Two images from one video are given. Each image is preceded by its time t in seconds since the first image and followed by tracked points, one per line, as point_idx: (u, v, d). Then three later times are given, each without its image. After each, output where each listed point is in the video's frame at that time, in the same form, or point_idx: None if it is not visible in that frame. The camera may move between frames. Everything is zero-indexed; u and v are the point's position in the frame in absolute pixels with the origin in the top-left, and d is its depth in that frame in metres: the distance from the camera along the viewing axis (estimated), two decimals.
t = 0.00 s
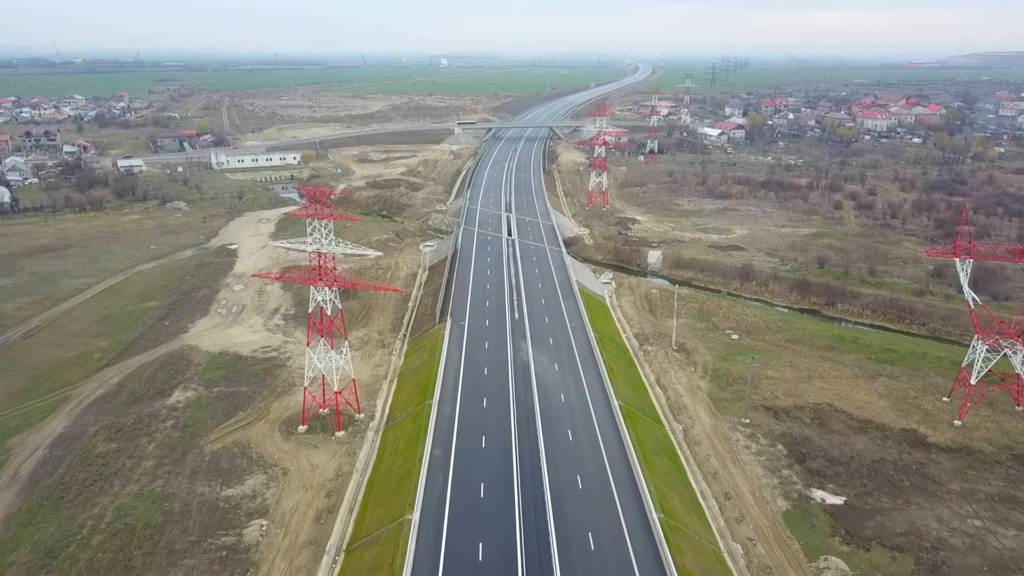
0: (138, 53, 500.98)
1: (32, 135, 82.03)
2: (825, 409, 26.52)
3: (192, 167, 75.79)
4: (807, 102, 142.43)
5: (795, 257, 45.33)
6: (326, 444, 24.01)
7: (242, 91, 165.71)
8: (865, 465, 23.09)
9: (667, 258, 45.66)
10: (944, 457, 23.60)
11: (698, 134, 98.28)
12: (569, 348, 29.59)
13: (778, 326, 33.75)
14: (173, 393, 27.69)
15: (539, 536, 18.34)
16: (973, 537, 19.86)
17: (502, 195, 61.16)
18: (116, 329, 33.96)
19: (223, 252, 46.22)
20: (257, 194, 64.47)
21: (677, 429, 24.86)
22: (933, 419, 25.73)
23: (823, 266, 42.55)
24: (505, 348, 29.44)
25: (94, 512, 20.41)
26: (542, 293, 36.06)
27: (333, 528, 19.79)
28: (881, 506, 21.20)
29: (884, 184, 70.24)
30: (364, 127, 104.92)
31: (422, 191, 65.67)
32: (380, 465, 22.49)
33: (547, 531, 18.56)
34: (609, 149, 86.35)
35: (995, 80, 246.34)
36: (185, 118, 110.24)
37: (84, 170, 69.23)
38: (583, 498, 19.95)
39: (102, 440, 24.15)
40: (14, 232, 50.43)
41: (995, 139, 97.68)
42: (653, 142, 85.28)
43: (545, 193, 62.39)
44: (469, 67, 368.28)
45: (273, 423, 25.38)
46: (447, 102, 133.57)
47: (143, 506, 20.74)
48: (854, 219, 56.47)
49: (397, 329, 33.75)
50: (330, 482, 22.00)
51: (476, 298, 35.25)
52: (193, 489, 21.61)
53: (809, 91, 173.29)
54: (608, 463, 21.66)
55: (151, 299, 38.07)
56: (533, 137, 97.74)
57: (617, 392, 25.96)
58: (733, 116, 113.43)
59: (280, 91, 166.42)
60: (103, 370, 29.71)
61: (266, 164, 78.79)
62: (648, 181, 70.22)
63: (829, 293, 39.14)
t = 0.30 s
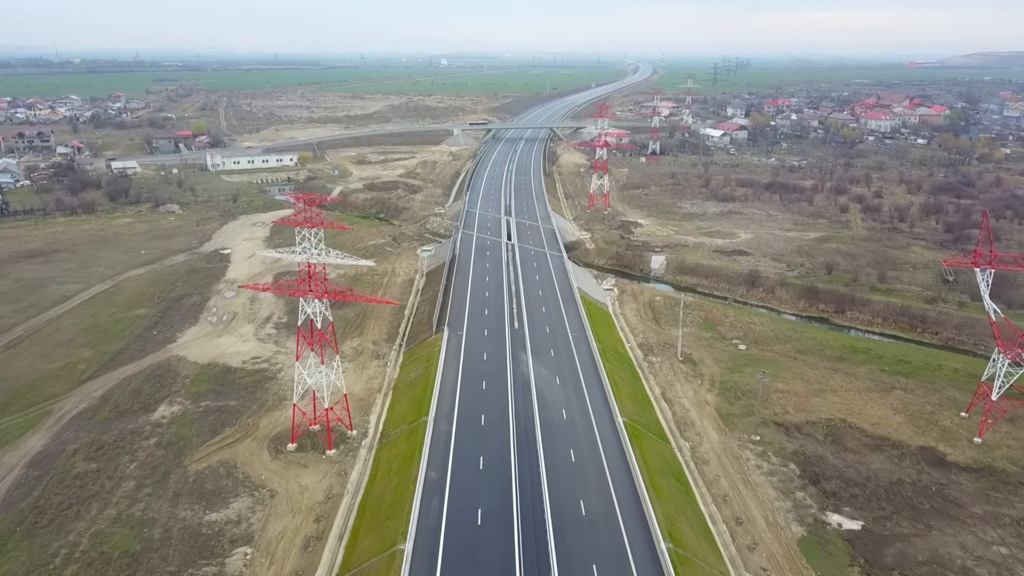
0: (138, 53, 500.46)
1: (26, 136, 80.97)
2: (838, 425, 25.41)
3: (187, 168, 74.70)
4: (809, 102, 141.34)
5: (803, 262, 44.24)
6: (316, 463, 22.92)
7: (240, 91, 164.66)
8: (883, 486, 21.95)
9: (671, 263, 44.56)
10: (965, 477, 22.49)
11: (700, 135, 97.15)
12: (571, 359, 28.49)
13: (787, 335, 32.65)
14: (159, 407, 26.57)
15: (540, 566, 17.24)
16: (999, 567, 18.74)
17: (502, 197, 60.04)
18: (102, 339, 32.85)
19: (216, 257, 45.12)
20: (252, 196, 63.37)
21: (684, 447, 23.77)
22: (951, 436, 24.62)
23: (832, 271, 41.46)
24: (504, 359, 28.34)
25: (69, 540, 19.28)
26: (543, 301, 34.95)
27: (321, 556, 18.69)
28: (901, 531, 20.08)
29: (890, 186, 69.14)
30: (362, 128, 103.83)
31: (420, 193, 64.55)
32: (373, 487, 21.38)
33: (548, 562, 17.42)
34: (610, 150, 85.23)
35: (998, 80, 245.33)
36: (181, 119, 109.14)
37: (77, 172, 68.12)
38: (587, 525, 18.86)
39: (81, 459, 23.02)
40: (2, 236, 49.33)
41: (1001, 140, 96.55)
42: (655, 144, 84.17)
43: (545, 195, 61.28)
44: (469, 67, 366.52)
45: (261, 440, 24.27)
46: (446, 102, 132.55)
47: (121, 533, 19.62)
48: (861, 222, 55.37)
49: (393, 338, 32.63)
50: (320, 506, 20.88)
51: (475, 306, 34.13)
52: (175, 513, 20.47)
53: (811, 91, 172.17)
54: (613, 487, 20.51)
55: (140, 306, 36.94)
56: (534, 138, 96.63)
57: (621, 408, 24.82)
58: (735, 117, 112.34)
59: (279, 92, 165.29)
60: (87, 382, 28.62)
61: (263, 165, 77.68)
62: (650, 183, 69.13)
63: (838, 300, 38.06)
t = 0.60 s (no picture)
0: (137, 53, 499.46)
1: (19, 137, 79.78)
2: (852, 442, 24.31)
3: (182, 170, 73.54)
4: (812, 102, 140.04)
5: (810, 267, 43.13)
6: (305, 484, 21.82)
7: (238, 91, 163.48)
8: (902, 510, 20.82)
9: (675, 268, 43.45)
10: (988, 500, 21.37)
11: (702, 136, 96.04)
12: (573, 372, 27.38)
13: (796, 345, 31.53)
14: (142, 423, 25.47)
15: None
16: None
17: (501, 200, 58.90)
18: (86, 349, 31.71)
19: (208, 262, 43.98)
20: (247, 198, 62.24)
21: (692, 467, 22.66)
22: (971, 455, 23.50)
23: (840, 278, 40.35)
24: (503, 372, 27.23)
25: (39, 571, 18.15)
26: (543, 309, 33.85)
27: None
28: (923, 560, 18.96)
29: (896, 189, 68.02)
30: (360, 129, 102.68)
31: (418, 196, 63.44)
32: (364, 511, 20.27)
33: None
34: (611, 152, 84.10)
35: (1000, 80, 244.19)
36: (178, 119, 107.94)
37: (69, 174, 66.95)
38: (592, 555, 17.75)
39: (58, 480, 21.91)
40: None
41: (1007, 141, 95.39)
42: (657, 145, 83.03)
43: (546, 198, 60.15)
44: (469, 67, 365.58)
45: (249, 459, 23.17)
46: (446, 103, 131.41)
47: (95, 562, 18.51)
48: (868, 226, 54.26)
49: (388, 348, 31.53)
50: (308, 531, 19.76)
51: (473, 314, 33.02)
52: (154, 540, 19.35)
53: (813, 91, 170.91)
54: (617, 512, 19.42)
55: (127, 314, 35.80)
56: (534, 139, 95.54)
57: (626, 426, 23.68)
58: (738, 117, 111.17)
59: (277, 92, 164.08)
60: (69, 395, 27.51)
61: (259, 167, 76.52)
62: (652, 186, 67.97)
63: (847, 307, 36.99)
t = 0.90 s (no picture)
0: (137, 53, 498.60)
1: (12, 138, 78.64)
2: (867, 462, 23.18)
3: (177, 172, 72.46)
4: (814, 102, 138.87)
5: (817, 273, 42.02)
6: (293, 508, 20.70)
7: (236, 91, 162.38)
8: (923, 537, 19.67)
9: (678, 274, 42.32)
10: (1013, 525, 20.21)
11: (703, 137, 94.97)
12: (575, 387, 26.25)
13: (806, 356, 30.39)
14: (124, 440, 24.34)
15: None
16: None
17: (501, 203, 57.80)
18: (70, 360, 30.59)
19: (199, 267, 42.86)
20: (242, 201, 61.13)
21: (700, 490, 21.54)
22: (994, 475, 22.36)
23: (850, 284, 39.20)
24: (502, 387, 26.08)
25: None
26: (544, 318, 32.71)
27: None
28: None
29: (902, 191, 66.89)
30: (358, 130, 101.48)
31: (417, 198, 62.31)
32: (353, 539, 19.12)
33: None
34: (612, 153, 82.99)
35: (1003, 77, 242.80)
36: (174, 120, 106.81)
37: (61, 176, 65.83)
38: None
39: (31, 504, 20.80)
40: None
41: (1013, 142, 94.21)
42: (659, 147, 81.89)
43: (546, 201, 59.04)
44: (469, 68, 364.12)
45: (234, 480, 22.05)
46: (445, 103, 130.38)
47: None
48: (875, 229, 53.17)
49: (382, 360, 30.40)
50: (294, 561, 18.64)
51: (471, 324, 31.88)
52: (130, 570, 18.24)
53: (815, 91, 169.69)
54: (623, 542, 18.27)
55: (114, 323, 34.65)
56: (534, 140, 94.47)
57: (631, 446, 22.53)
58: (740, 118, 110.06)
59: (276, 92, 163.03)
60: (49, 410, 26.39)
61: (255, 168, 75.38)
62: (654, 188, 66.85)
63: (857, 315, 35.88)
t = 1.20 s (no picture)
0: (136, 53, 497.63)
1: (4, 140, 77.44)
2: (885, 482, 22.04)
3: (171, 174, 71.31)
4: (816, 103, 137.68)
5: (825, 279, 40.88)
6: (279, 534, 19.61)
7: (234, 92, 161.23)
8: (947, 566, 18.54)
9: (683, 280, 41.16)
10: None
11: (705, 137, 93.83)
12: (577, 402, 25.13)
13: (816, 368, 29.27)
14: (104, 458, 23.20)
15: None
16: None
17: (500, 206, 56.65)
18: (52, 372, 29.42)
19: (190, 273, 41.71)
20: (237, 204, 59.97)
21: (710, 514, 20.41)
22: (1018, 498, 21.23)
23: (859, 291, 38.08)
24: (501, 402, 24.95)
25: None
26: (544, 327, 31.58)
27: None
28: None
29: (908, 193, 65.75)
30: (356, 131, 100.35)
31: (414, 201, 61.14)
32: (342, 569, 17.99)
33: None
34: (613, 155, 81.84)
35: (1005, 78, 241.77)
36: (170, 121, 105.63)
37: (53, 178, 64.70)
38: None
39: (3, 530, 19.67)
40: None
41: (1019, 143, 93.06)
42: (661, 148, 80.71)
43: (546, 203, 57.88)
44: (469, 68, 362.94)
45: (218, 503, 20.94)
46: (444, 103, 129.23)
47: None
48: (882, 233, 52.04)
49: (377, 372, 29.24)
50: None
51: (469, 335, 30.73)
52: None
53: (817, 91, 168.52)
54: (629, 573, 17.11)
55: (99, 332, 33.49)
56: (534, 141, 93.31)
57: (636, 467, 21.38)
58: (742, 119, 108.95)
59: (274, 92, 161.91)
60: (27, 426, 25.24)
61: (251, 170, 74.19)
62: (656, 190, 65.70)
63: (868, 324, 34.76)
